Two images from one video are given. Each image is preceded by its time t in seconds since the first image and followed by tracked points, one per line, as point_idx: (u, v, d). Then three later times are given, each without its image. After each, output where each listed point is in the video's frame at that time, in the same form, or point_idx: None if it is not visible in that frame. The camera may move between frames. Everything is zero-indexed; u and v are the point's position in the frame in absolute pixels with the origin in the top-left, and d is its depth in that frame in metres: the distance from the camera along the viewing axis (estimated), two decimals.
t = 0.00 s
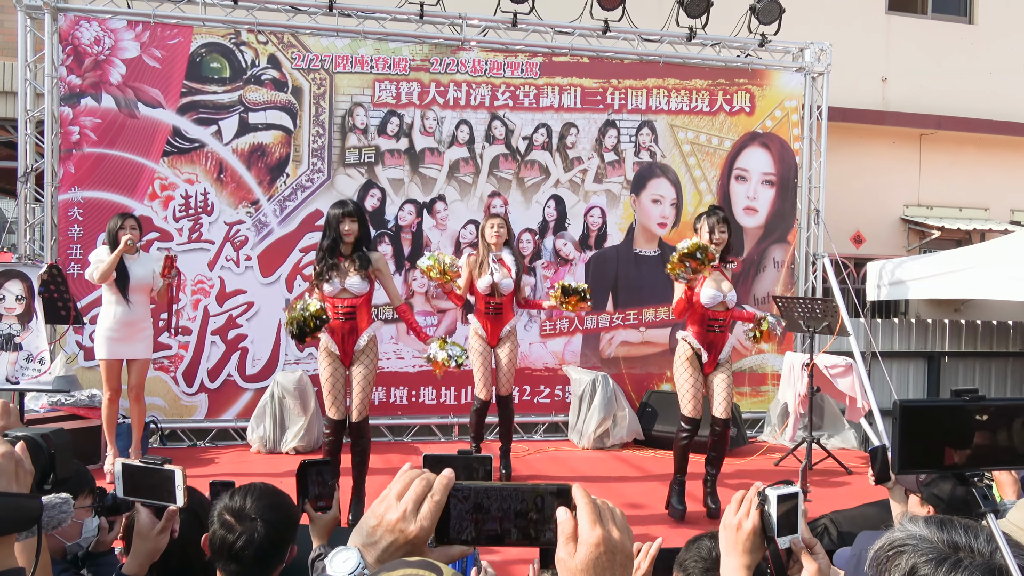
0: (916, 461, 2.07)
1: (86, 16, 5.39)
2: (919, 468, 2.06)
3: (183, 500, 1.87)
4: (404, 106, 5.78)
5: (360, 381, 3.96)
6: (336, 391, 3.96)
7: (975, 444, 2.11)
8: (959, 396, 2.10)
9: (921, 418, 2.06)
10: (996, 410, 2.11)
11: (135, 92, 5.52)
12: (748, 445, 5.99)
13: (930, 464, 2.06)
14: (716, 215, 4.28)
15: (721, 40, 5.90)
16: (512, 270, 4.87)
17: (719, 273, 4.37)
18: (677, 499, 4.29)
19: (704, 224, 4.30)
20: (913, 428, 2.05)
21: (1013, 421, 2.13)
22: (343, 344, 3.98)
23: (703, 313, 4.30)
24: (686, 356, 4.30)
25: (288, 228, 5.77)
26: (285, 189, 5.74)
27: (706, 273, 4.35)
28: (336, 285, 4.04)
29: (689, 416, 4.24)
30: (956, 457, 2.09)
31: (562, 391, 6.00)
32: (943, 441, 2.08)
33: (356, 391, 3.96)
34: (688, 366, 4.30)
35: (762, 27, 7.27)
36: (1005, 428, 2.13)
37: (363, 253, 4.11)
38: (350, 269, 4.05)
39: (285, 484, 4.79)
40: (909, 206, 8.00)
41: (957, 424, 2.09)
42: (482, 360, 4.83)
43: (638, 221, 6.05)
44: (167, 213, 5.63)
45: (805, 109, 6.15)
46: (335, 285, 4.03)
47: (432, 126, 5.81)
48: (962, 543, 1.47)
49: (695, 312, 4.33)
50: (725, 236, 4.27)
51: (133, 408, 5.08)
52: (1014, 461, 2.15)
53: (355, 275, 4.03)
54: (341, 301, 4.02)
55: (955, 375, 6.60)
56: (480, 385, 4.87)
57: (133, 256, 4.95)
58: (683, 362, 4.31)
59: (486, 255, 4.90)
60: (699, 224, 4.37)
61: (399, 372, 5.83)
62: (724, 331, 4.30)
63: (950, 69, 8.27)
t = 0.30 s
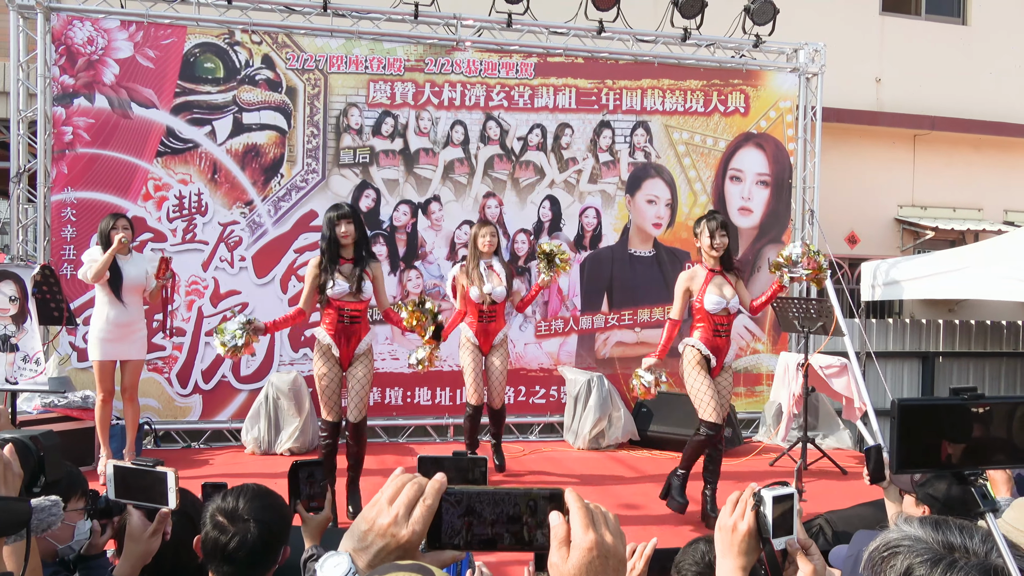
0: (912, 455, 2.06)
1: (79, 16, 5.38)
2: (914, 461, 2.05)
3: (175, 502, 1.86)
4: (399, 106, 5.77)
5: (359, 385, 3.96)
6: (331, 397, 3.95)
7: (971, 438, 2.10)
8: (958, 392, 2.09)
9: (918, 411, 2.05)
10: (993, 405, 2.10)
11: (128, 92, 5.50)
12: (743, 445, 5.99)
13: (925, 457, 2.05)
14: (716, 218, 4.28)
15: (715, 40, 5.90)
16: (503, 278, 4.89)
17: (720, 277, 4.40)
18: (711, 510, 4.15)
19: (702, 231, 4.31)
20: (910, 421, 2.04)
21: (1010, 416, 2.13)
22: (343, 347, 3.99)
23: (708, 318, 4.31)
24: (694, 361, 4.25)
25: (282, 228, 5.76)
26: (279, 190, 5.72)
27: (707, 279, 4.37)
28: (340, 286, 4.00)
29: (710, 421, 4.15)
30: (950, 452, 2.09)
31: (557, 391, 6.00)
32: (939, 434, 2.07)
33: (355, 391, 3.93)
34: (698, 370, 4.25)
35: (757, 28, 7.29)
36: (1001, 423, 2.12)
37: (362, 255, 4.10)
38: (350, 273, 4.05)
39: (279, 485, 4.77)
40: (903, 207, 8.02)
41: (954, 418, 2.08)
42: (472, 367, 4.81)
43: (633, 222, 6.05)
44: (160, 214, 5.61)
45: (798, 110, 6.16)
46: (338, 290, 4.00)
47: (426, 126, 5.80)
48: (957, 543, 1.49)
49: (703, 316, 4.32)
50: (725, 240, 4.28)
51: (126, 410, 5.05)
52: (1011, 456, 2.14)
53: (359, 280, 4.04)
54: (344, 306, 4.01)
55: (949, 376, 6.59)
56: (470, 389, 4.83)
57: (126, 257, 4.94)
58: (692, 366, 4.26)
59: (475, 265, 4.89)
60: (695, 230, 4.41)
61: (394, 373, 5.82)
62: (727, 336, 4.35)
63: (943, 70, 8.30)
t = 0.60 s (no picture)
0: (910, 454, 2.05)
1: (74, 16, 5.35)
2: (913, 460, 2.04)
3: (168, 504, 1.84)
4: (396, 106, 5.75)
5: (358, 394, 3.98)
6: (336, 401, 3.88)
7: (971, 439, 2.09)
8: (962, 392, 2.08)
9: (919, 410, 2.05)
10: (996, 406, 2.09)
11: (125, 92, 5.48)
12: (741, 445, 5.98)
13: (924, 458, 2.05)
14: (715, 227, 4.27)
15: (713, 40, 5.89)
16: (507, 280, 4.92)
17: (722, 287, 4.37)
18: (700, 510, 4.22)
19: (702, 240, 4.29)
20: (911, 421, 2.04)
21: (1011, 417, 2.12)
22: (340, 354, 3.95)
23: (706, 328, 4.30)
24: (691, 368, 4.28)
25: (280, 228, 5.74)
26: (276, 190, 5.71)
27: (708, 288, 4.34)
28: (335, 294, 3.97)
29: (701, 427, 4.22)
30: (949, 452, 2.08)
31: (555, 391, 5.98)
32: (938, 434, 2.06)
33: (355, 402, 3.95)
34: (694, 378, 4.28)
35: (755, 27, 7.29)
36: (1003, 424, 2.11)
37: (361, 263, 4.11)
38: (350, 280, 4.04)
39: (276, 486, 4.76)
40: (901, 207, 8.02)
41: (955, 418, 2.07)
42: (475, 368, 4.81)
43: (631, 222, 6.04)
44: (157, 214, 5.59)
45: (797, 110, 6.16)
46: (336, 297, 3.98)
47: (424, 126, 5.79)
48: (957, 544, 1.47)
49: (700, 325, 4.32)
50: (725, 249, 4.25)
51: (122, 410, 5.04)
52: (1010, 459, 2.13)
53: (357, 287, 4.03)
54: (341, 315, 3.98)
55: (947, 376, 6.58)
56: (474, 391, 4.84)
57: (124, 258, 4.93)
58: (688, 373, 4.29)
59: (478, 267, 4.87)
60: (697, 238, 4.38)
61: (392, 374, 5.80)
62: (728, 346, 4.32)
63: (941, 69, 8.30)
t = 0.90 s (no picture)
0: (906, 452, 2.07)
1: (72, 14, 5.35)
2: (909, 459, 2.06)
3: (166, 503, 1.84)
4: (394, 105, 5.75)
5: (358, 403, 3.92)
6: (334, 407, 3.91)
7: (968, 438, 2.11)
8: (958, 392, 2.11)
9: (916, 410, 2.06)
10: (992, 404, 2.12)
11: (122, 91, 5.48)
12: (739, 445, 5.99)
13: (922, 457, 2.07)
14: (712, 231, 4.31)
15: (711, 40, 5.88)
16: (499, 277, 4.91)
17: (726, 290, 4.37)
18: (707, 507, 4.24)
19: (703, 244, 4.32)
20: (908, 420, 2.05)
21: (1007, 416, 2.14)
22: (339, 366, 3.98)
23: (711, 332, 4.32)
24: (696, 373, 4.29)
25: (277, 227, 5.74)
26: (274, 189, 5.71)
27: (713, 291, 4.34)
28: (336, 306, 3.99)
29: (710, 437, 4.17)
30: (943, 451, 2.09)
31: (553, 391, 5.99)
32: (936, 433, 2.09)
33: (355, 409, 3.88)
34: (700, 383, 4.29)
35: (754, 27, 7.30)
36: (1000, 422, 2.13)
37: (360, 273, 4.11)
38: (349, 291, 4.04)
39: (274, 485, 4.76)
40: (898, 207, 8.02)
41: (952, 417, 2.09)
42: (467, 368, 4.80)
43: (629, 222, 6.04)
44: (155, 213, 5.59)
45: (794, 110, 6.16)
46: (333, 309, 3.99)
47: (422, 125, 5.79)
48: (952, 544, 1.47)
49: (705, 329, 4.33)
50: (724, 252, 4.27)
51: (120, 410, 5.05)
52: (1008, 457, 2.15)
53: (354, 298, 4.04)
54: (339, 326, 3.99)
55: (945, 377, 6.58)
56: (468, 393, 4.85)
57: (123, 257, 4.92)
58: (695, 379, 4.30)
59: (469, 271, 4.86)
60: (698, 242, 4.40)
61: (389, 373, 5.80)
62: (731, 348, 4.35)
63: (939, 70, 8.31)
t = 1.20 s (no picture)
0: (894, 457, 2.06)
1: (70, 12, 5.33)
2: (895, 464, 2.04)
3: (166, 502, 1.84)
4: (394, 103, 5.74)
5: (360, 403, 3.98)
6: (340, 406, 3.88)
7: (955, 443, 2.10)
8: (951, 396, 2.11)
9: (903, 415, 2.05)
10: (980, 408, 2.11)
11: (120, 88, 5.46)
12: (738, 444, 5.98)
13: (908, 463, 2.05)
14: (709, 224, 4.31)
15: (711, 38, 5.86)
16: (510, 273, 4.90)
17: (721, 283, 4.39)
18: (695, 511, 4.20)
19: (697, 238, 4.36)
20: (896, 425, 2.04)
21: (993, 419, 2.13)
22: (342, 364, 3.96)
23: (706, 326, 4.30)
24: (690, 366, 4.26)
25: (276, 226, 5.72)
26: (273, 187, 5.69)
27: (707, 285, 4.38)
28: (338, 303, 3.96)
29: (699, 427, 4.18)
30: (931, 456, 2.08)
31: (552, 390, 5.98)
32: (923, 438, 2.07)
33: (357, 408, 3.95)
34: (695, 376, 4.25)
35: (754, 26, 7.29)
36: (985, 427, 2.12)
37: (363, 270, 4.07)
38: (353, 288, 4.02)
39: (272, 484, 4.76)
40: (897, 206, 8.02)
41: (939, 422, 2.08)
42: (477, 368, 4.82)
43: (628, 221, 6.03)
44: (153, 211, 5.57)
45: (794, 109, 6.14)
46: (336, 305, 3.96)
47: (421, 124, 5.77)
48: (955, 544, 1.47)
49: (701, 324, 4.31)
50: (718, 245, 4.33)
51: (118, 408, 5.05)
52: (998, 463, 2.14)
53: (358, 296, 4.02)
54: (342, 323, 3.97)
55: (943, 377, 6.57)
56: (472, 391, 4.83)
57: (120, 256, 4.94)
58: (688, 372, 4.27)
59: (476, 265, 4.85)
60: (692, 237, 4.44)
61: (388, 372, 5.79)
62: (728, 344, 4.31)
63: (938, 69, 8.31)
